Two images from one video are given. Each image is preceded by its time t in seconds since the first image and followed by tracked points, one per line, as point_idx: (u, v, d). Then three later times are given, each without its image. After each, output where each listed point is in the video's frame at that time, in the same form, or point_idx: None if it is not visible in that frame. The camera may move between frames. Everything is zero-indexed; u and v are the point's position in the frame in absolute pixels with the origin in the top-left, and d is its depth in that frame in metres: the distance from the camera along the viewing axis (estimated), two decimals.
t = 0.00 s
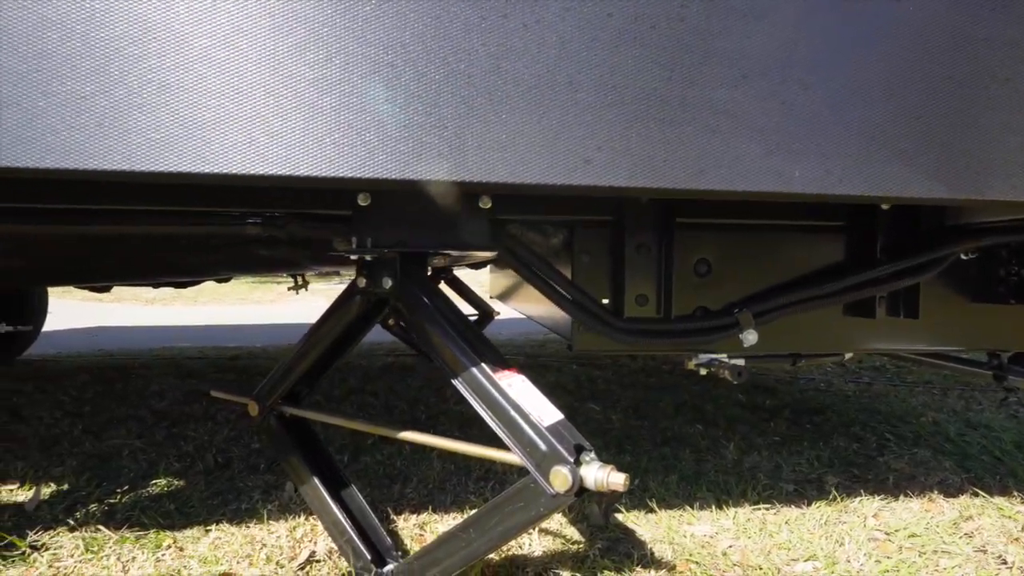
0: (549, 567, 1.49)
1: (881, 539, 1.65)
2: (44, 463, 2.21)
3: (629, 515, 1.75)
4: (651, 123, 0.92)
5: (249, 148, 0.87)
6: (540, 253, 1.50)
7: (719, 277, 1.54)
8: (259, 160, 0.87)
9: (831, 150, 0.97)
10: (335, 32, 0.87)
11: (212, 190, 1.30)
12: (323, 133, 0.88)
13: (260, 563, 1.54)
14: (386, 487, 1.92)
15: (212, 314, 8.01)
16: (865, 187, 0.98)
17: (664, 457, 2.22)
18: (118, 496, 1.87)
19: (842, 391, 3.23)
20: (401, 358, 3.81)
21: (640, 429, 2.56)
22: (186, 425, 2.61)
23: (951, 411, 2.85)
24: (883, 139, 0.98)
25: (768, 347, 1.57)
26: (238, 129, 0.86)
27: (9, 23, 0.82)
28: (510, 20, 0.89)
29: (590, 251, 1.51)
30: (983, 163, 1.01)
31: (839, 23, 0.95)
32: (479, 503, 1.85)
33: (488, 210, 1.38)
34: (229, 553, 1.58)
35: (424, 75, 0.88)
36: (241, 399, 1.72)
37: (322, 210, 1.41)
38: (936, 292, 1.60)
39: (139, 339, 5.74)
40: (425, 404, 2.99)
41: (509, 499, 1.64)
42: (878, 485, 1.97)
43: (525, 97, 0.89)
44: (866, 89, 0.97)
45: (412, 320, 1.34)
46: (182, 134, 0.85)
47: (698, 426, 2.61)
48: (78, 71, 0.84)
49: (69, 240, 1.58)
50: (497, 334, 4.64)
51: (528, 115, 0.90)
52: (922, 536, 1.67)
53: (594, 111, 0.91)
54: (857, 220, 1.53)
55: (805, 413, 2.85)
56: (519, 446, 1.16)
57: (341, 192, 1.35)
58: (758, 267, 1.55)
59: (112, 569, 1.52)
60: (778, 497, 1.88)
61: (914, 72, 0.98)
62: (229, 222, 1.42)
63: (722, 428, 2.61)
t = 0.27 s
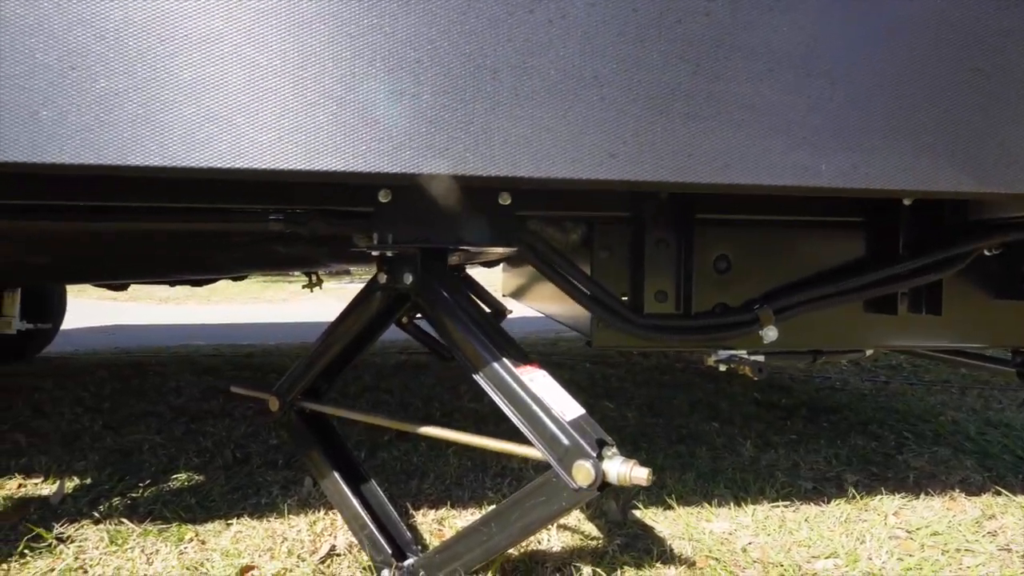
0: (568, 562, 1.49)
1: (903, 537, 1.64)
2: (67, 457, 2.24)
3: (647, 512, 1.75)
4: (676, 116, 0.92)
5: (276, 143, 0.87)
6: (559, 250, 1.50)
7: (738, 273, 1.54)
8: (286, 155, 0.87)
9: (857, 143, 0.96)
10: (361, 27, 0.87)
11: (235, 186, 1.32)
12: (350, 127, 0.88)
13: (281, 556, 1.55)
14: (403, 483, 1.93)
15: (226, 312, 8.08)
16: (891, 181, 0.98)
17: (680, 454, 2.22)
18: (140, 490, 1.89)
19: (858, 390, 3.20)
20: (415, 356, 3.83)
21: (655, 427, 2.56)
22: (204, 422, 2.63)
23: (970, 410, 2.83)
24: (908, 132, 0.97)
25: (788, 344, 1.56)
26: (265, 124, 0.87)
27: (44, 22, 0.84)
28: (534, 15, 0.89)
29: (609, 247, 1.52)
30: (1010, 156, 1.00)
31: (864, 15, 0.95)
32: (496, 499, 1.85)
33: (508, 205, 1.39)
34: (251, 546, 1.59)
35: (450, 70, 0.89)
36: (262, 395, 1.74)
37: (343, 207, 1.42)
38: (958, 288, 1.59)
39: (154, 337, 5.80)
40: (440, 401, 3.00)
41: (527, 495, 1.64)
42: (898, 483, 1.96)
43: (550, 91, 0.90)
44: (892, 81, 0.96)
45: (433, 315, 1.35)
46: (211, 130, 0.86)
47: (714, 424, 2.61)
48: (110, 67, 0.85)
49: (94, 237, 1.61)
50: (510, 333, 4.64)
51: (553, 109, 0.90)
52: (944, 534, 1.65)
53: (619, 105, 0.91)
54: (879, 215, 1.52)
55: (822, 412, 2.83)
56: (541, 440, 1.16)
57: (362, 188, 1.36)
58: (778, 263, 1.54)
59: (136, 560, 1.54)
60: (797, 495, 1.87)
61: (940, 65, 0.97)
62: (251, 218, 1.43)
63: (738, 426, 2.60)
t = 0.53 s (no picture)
0: (589, 560, 1.49)
1: (927, 538, 1.62)
2: (91, 454, 2.27)
3: (667, 510, 1.75)
4: (704, 112, 0.92)
5: (306, 142, 0.88)
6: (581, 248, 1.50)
7: (760, 271, 1.53)
8: (316, 154, 0.88)
9: (885, 138, 0.96)
10: (390, 26, 0.88)
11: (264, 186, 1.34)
12: (379, 125, 0.89)
13: (305, 552, 1.56)
14: (422, 481, 1.94)
15: (241, 312, 8.15)
16: (919, 176, 0.97)
17: (699, 453, 2.21)
18: (164, 486, 1.92)
19: (877, 390, 3.17)
20: (431, 355, 3.84)
21: (673, 426, 2.55)
22: (224, 419, 2.66)
23: (993, 411, 2.79)
24: (936, 128, 0.97)
25: (810, 343, 1.55)
26: (296, 123, 0.88)
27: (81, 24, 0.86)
28: (562, 12, 0.90)
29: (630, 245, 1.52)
30: None
31: (892, 10, 0.95)
32: (515, 497, 1.86)
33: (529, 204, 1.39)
34: (274, 542, 1.61)
35: (478, 69, 0.89)
36: (284, 392, 1.76)
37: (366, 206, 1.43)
38: (984, 286, 1.57)
39: (172, 336, 5.87)
40: (456, 400, 3.01)
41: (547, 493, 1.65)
42: (921, 484, 1.94)
43: (577, 89, 0.90)
44: (920, 76, 0.96)
45: (456, 313, 1.36)
46: (244, 128, 0.88)
47: (732, 424, 2.59)
48: (145, 68, 0.87)
49: (121, 236, 1.63)
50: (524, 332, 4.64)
51: (579, 106, 0.90)
52: (970, 535, 1.63)
53: (646, 102, 0.91)
54: (903, 212, 1.51)
55: (841, 412, 2.81)
56: (564, 437, 1.16)
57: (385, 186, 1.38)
58: (801, 261, 1.53)
59: (162, 555, 1.56)
60: (818, 495, 1.86)
61: (969, 59, 0.97)
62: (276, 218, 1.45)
63: (756, 426, 2.58)
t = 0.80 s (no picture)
0: (612, 559, 1.49)
1: (955, 542, 1.60)
2: (117, 449, 2.31)
3: (689, 511, 1.74)
4: (735, 111, 0.92)
5: (340, 142, 0.89)
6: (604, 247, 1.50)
7: (784, 271, 1.52)
8: (350, 154, 0.89)
9: (917, 137, 0.95)
10: (423, 27, 0.89)
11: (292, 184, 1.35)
12: (412, 125, 0.89)
13: (329, 548, 1.58)
14: (443, 479, 1.96)
15: (258, 311, 8.23)
16: (952, 175, 0.96)
17: (719, 454, 2.20)
18: (189, 481, 1.95)
19: (899, 392, 3.14)
20: (447, 355, 3.86)
21: (692, 426, 2.54)
22: (245, 416, 2.70)
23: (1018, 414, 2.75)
24: (970, 126, 0.96)
25: (835, 343, 1.54)
26: (330, 123, 0.89)
27: (122, 27, 0.87)
28: (593, 11, 0.90)
29: (654, 245, 1.51)
30: None
31: (925, 8, 0.94)
32: (536, 496, 1.86)
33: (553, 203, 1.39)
34: (298, 537, 1.62)
35: (509, 69, 0.90)
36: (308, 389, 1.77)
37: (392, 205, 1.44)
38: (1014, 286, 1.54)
39: (191, 334, 5.94)
40: (473, 399, 3.02)
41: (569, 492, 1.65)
42: (946, 487, 1.92)
43: (608, 88, 0.90)
44: (953, 73, 0.95)
45: (480, 312, 1.36)
46: (279, 129, 0.89)
47: (752, 424, 2.58)
48: (183, 70, 0.88)
49: (149, 236, 1.66)
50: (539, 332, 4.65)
51: (610, 105, 0.90)
52: (999, 539, 1.61)
53: (677, 100, 0.91)
54: (930, 211, 1.49)
55: (862, 413, 2.78)
56: (591, 436, 1.17)
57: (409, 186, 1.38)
58: (826, 260, 1.52)
59: (190, 549, 1.58)
60: (841, 497, 1.84)
61: (1003, 57, 0.96)
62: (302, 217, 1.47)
63: (776, 427, 2.57)
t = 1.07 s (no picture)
0: (637, 562, 1.49)
1: (985, 548, 1.58)
2: (144, 449, 2.35)
3: (712, 514, 1.73)
4: (766, 114, 0.92)
5: (376, 147, 0.91)
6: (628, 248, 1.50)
7: (810, 273, 1.51)
8: (386, 159, 0.91)
9: (950, 139, 0.95)
10: (454, 33, 0.90)
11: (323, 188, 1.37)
12: (445, 130, 0.91)
13: (356, 548, 1.59)
14: (465, 480, 1.97)
15: (276, 313, 8.32)
16: (985, 178, 0.96)
17: (741, 457, 2.19)
18: (216, 481, 1.98)
19: (922, 395, 3.10)
20: (465, 357, 3.88)
21: (714, 429, 2.53)
22: (268, 417, 2.73)
23: None
24: (1002, 128, 0.95)
25: (861, 346, 1.53)
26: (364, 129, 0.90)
27: (165, 39, 0.90)
28: (623, 16, 0.91)
29: (678, 247, 1.51)
30: None
31: (957, 10, 0.93)
32: (558, 498, 1.87)
33: (578, 206, 1.40)
34: (325, 537, 1.64)
35: (540, 74, 0.90)
36: (333, 390, 1.79)
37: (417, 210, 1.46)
38: None
39: (212, 336, 6.02)
40: (492, 401, 3.03)
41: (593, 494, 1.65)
42: (975, 493, 1.89)
43: (638, 94, 0.91)
44: (986, 76, 0.94)
45: (506, 314, 1.37)
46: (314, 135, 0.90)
47: (774, 427, 2.56)
48: (224, 80, 0.90)
49: (179, 240, 1.69)
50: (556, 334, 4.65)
51: (641, 110, 0.91)
52: None
53: (709, 104, 0.91)
54: (958, 213, 1.48)
55: (886, 417, 2.75)
56: (618, 439, 1.17)
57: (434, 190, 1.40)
58: (852, 263, 1.51)
59: (219, 548, 1.61)
60: (867, 501, 1.83)
61: None
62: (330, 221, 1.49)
63: (798, 430, 2.55)
